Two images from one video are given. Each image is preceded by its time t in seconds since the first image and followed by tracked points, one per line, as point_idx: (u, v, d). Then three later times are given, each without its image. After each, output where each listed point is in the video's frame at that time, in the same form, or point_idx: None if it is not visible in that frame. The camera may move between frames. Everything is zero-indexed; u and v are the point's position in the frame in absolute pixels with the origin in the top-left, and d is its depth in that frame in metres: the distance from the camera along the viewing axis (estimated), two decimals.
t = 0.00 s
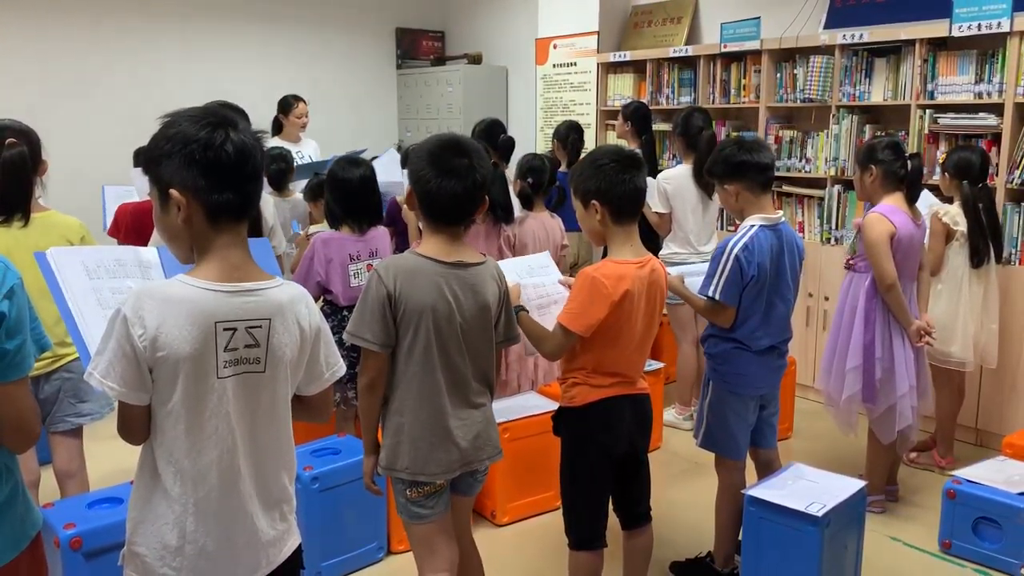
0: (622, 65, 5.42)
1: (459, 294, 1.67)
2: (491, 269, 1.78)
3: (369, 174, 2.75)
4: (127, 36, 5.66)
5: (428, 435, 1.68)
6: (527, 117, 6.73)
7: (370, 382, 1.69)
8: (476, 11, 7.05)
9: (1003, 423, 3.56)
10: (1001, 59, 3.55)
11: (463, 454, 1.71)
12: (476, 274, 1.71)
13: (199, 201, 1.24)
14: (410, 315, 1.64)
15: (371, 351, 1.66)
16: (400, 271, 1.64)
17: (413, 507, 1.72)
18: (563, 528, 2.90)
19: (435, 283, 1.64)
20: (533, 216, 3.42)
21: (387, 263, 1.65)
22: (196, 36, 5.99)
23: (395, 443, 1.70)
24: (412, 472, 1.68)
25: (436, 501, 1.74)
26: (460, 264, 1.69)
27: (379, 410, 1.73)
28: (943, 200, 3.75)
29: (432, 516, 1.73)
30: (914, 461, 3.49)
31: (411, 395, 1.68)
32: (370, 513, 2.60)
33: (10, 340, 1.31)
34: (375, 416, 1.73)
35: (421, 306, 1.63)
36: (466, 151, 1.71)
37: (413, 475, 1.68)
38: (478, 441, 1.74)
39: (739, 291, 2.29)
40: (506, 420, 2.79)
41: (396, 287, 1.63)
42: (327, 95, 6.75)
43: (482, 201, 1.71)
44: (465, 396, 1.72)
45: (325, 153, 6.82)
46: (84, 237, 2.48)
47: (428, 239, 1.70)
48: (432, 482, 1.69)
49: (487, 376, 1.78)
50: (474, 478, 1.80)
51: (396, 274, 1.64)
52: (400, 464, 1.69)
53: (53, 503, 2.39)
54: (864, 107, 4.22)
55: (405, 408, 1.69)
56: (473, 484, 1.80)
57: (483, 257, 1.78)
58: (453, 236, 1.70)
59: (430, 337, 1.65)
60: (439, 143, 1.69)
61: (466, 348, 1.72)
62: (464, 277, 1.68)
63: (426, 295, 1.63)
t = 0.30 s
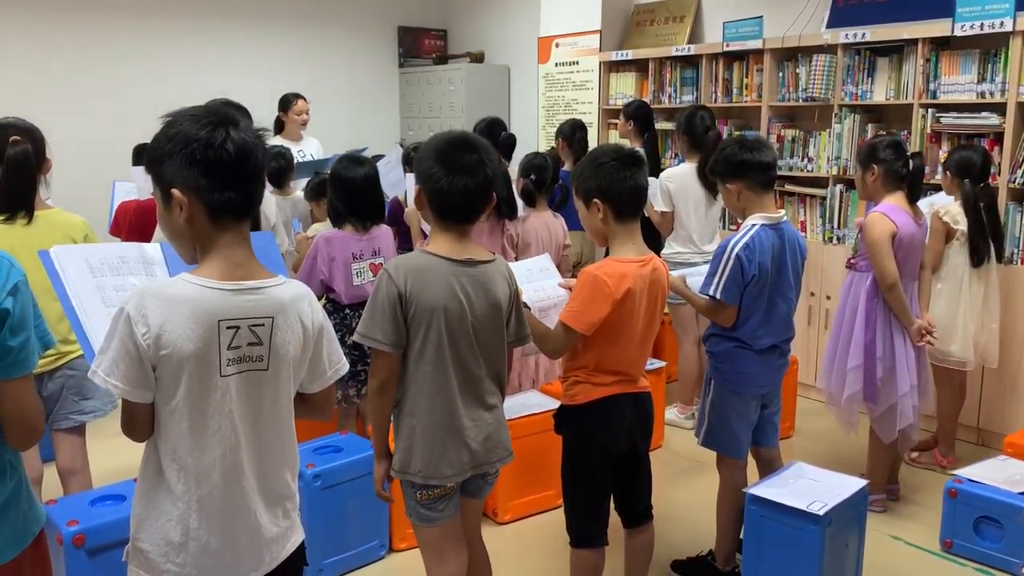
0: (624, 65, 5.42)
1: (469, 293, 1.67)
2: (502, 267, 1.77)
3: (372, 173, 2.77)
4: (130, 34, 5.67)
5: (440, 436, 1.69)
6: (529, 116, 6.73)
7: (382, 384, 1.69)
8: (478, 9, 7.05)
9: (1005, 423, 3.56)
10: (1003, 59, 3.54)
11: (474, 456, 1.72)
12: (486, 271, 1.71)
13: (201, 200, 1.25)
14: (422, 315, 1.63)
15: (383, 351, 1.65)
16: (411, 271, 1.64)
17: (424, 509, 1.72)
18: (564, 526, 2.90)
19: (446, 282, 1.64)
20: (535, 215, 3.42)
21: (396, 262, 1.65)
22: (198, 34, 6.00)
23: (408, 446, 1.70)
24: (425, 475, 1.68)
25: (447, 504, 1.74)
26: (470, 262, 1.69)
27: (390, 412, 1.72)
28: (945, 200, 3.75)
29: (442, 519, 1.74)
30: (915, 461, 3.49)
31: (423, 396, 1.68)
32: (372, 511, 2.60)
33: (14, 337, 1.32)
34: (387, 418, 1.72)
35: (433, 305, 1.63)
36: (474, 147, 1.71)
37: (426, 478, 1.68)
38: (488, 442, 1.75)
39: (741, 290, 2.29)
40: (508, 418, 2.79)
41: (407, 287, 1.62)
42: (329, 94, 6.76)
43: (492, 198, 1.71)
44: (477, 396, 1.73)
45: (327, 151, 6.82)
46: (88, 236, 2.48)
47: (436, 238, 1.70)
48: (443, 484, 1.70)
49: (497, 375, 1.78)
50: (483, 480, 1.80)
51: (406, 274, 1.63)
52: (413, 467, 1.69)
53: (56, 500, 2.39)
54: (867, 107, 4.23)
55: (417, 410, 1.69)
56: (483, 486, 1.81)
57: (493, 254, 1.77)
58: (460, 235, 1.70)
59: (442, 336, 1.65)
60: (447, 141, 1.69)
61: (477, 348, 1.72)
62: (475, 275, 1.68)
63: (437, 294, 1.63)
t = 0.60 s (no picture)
0: (625, 65, 5.42)
1: (482, 293, 1.67)
2: (514, 267, 1.77)
3: (373, 172, 2.78)
4: (131, 33, 5.67)
5: (451, 442, 1.69)
6: (530, 116, 6.74)
7: (393, 389, 1.69)
8: (478, 9, 7.05)
9: (1004, 422, 3.57)
10: (1003, 59, 3.55)
11: (485, 464, 1.72)
12: (499, 271, 1.71)
13: (201, 200, 1.25)
14: (434, 316, 1.63)
15: (394, 354, 1.65)
16: (422, 271, 1.64)
17: (429, 517, 1.72)
18: (564, 526, 2.91)
19: (458, 282, 1.64)
20: (536, 214, 3.42)
21: (408, 263, 1.64)
22: (199, 33, 6.00)
23: (418, 453, 1.70)
24: (435, 483, 1.68)
25: (452, 512, 1.74)
26: (481, 262, 1.69)
27: (401, 418, 1.72)
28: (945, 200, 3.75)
29: (447, 527, 1.73)
30: (915, 461, 3.49)
31: (436, 400, 1.68)
32: (372, 509, 2.61)
33: (15, 337, 1.33)
34: (398, 424, 1.72)
35: (445, 306, 1.63)
36: (479, 145, 1.72)
37: (436, 485, 1.68)
38: (499, 450, 1.75)
39: (741, 290, 2.30)
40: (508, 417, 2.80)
41: (419, 288, 1.62)
42: (330, 93, 6.76)
43: (499, 196, 1.72)
44: (489, 401, 1.73)
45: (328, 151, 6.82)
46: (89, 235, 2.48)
47: (445, 238, 1.70)
48: (452, 491, 1.70)
49: (509, 378, 1.79)
50: (496, 490, 1.80)
51: (418, 275, 1.63)
52: (423, 474, 1.69)
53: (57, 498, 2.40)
54: (867, 107, 4.23)
55: (427, 415, 1.69)
56: (498, 496, 1.81)
57: (505, 254, 1.77)
58: (467, 235, 1.71)
59: (455, 338, 1.65)
60: (452, 141, 1.70)
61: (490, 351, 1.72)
62: (487, 275, 1.69)
63: (450, 295, 1.63)
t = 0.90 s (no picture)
0: (626, 65, 5.42)
1: (488, 295, 1.67)
2: (521, 269, 1.78)
3: (372, 172, 2.79)
4: (132, 33, 5.68)
5: (456, 448, 1.69)
6: (531, 116, 6.74)
7: (399, 392, 1.69)
8: (480, 9, 7.06)
9: (1006, 423, 3.57)
10: (1005, 59, 3.55)
11: (489, 472, 1.72)
12: (506, 274, 1.72)
13: (203, 200, 1.26)
14: (439, 318, 1.64)
15: (399, 356, 1.65)
16: (428, 273, 1.64)
17: (433, 525, 1.72)
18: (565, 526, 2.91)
19: (465, 284, 1.65)
20: (537, 214, 3.42)
21: (414, 264, 1.65)
22: (201, 34, 6.00)
23: (423, 459, 1.70)
24: (439, 490, 1.68)
25: (456, 520, 1.74)
26: (489, 265, 1.70)
27: (406, 423, 1.73)
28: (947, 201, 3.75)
29: (451, 535, 1.73)
30: (916, 461, 3.50)
31: (440, 404, 1.68)
32: (374, 509, 2.61)
33: (17, 335, 1.34)
34: (402, 429, 1.72)
35: (451, 308, 1.63)
36: (487, 145, 1.71)
37: (441, 491, 1.68)
38: (503, 457, 1.75)
39: (743, 290, 2.30)
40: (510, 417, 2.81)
41: (424, 288, 1.63)
42: (331, 93, 6.77)
43: (507, 197, 1.72)
44: (495, 407, 1.73)
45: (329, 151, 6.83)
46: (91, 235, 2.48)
47: (453, 239, 1.71)
48: (456, 498, 1.70)
49: (516, 384, 1.78)
50: (501, 499, 1.81)
51: (424, 276, 1.64)
52: (428, 480, 1.69)
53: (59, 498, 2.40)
54: (869, 107, 4.23)
55: (433, 419, 1.69)
56: (500, 506, 1.82)
57: (512, 257, 1.78)
58: (475, 236, 1.71)
59: (460, 341, 1.65)
60: (461, 141, 1.70)
61: (496, 355, 1.72)
62: (494, 278, 1.69)
63: (456, 296, 1.64)
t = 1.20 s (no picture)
0: (628, 66, 5.42)
1: (492, 298, 1.68)
2: (524, 273, 1.78)
3: (374, 174, 2.80)
4: (135, 35, 5.69)
5: (460, 451, 1.69)
6: (533, 117, 6.74)
7: (403, 394, 1.69)
8: (483, 11, 7.06)
9: (1008, 424, 3.56)
10: (1007, 61, 3.55)
11: (492, 475, 1.73)
12: (510, 277, 1.72)
13: (203, 202, 1.26)
14: (444, 320, 1.64)
15: (403, 359, 1.65)
16: (433, 275, 1.64)
17: (436, 529, 1.72)
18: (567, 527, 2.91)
19: (469, 286, 1.65)
20: (540, 216, 3.42)
21: (419, 266, 1.65)
22: (204, 36, 6.02)
23: (425, 462, 1.70)
24: (442, 493, 1.68)
25: (459, 523, 1.74)
26: (493, 268, 1.70)
27: (409, 425, 1.73)
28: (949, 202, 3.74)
29: (454, 539, 1.74)
30: (919, 463, 3.50)
31: (443, 407, 1.69)
32: (376, 510, 2.62)
33: (20, 337, 1.35)
34: (405, 431, 1.72)
35: (456, 310, 1.64)
36: (495, 149, 1.72)
37: (445, 495, 1.68)
38: (505, 461, 1.76)
39: (745, 291, 2.30)
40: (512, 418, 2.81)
41: (430, 291, 1.63)
42: (334, 95, 6.78)
43: (513, 200, 1.73)
44: (497, 410, 1.74)
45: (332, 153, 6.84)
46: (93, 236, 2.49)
47: (458, 241, 1.71)
48: (459, 502, 1.70)
49: (517, 387, 1.79)
50: (500, 502, 1.82)
51: (429, 278, 1.64)
52: (432, 484, 1.69)
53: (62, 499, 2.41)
54: (871, 108, 4.23)
55: (437, 422, 1.69)
56: (500, 508, 1.82)
57: (515, 260, 1.79)
58: (480, 239, 1.72)
59: (464, 344, 1.66)
60: (469, 143, 1.70)
61: (499, 358, 1.73)
62: (497, 281, 1.69)
63: (460, 299, 1.64)
